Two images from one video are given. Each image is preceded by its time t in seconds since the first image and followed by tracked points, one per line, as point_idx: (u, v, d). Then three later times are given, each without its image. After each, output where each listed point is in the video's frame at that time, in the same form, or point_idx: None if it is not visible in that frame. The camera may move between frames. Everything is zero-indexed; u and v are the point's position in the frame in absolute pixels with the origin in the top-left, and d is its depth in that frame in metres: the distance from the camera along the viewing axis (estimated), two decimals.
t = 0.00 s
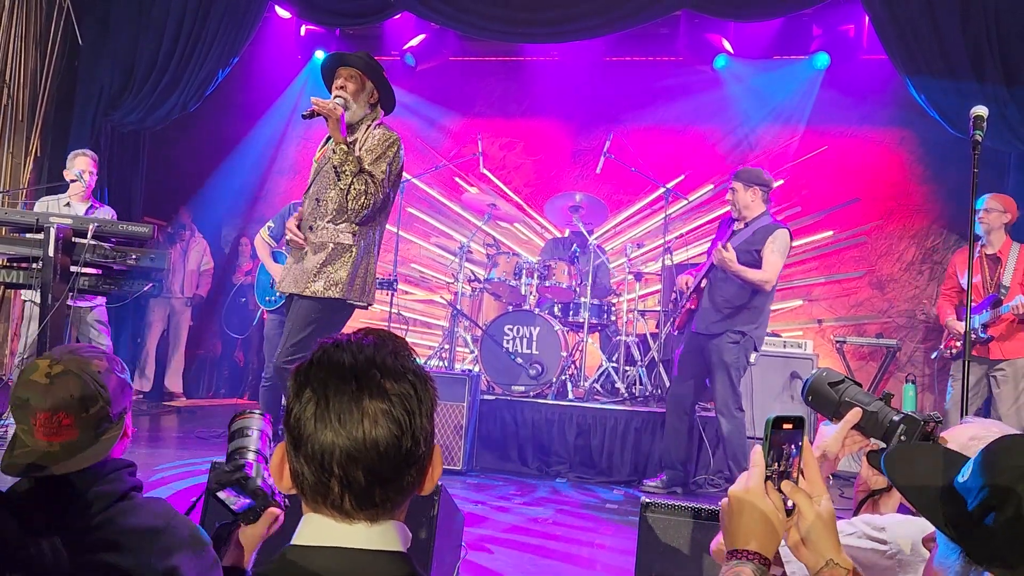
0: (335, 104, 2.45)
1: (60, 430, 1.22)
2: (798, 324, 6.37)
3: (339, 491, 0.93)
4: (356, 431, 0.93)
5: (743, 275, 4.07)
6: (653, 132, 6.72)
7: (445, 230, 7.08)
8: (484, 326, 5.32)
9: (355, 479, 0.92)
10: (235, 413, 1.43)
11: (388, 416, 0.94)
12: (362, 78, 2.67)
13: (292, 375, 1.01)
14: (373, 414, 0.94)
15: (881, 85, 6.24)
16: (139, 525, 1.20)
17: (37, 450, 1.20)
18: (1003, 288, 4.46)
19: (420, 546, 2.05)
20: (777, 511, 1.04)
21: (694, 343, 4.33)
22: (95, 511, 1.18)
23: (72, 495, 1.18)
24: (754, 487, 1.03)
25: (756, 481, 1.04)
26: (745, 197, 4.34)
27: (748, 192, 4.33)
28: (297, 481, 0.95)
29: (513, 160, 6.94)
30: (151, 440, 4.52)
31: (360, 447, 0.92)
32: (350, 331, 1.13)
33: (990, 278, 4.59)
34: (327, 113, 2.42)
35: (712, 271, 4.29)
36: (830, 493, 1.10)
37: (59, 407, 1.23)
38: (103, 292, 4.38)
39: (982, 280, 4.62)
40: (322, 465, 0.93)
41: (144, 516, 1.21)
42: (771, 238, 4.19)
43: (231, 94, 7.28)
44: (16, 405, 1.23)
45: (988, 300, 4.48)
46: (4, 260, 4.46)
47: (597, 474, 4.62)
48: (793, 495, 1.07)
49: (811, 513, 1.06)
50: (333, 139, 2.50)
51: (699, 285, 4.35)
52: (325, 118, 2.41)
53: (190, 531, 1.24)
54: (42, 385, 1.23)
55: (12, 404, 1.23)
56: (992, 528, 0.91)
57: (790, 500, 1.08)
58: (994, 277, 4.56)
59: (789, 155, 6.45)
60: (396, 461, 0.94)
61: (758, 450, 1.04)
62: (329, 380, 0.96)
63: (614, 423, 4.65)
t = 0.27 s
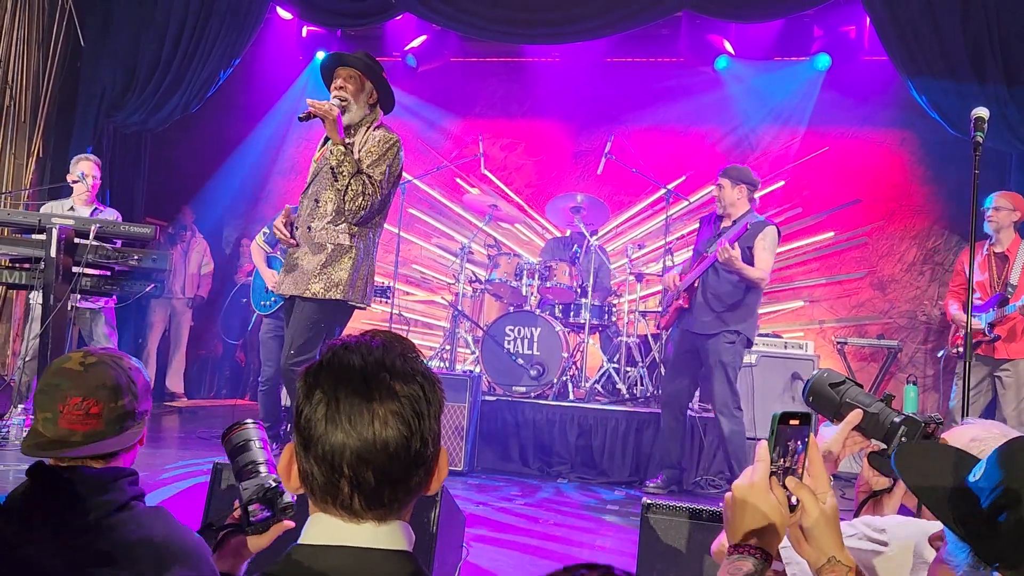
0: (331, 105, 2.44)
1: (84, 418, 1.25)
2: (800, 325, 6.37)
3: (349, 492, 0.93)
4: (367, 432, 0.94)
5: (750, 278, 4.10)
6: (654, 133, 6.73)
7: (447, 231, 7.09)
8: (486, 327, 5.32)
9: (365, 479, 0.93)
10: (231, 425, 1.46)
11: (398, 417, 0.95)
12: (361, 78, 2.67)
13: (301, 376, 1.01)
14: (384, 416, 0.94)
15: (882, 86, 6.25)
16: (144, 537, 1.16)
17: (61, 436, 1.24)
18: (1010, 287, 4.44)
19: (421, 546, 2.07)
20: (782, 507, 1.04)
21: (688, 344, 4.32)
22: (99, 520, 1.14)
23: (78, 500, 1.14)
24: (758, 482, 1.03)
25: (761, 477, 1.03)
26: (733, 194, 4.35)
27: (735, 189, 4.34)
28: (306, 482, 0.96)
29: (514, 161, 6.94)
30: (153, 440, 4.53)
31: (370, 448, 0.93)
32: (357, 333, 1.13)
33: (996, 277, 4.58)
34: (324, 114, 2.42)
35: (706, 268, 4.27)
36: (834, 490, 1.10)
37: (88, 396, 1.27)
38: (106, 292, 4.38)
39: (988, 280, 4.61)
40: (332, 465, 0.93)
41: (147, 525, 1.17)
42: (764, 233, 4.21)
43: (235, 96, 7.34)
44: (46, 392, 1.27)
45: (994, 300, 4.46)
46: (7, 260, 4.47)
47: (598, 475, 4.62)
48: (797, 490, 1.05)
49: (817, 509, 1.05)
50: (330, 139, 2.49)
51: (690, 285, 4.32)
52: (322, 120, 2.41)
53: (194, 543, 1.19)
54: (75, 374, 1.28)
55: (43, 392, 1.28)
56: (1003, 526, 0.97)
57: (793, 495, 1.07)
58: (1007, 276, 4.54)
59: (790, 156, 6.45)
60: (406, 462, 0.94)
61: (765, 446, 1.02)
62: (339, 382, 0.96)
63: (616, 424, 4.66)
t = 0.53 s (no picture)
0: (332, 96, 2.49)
1: (113, 430, 1.19)
2: (801, 326, 6.36)
3: (351, 492, 0.94)
4: (369, 433, 0.94)
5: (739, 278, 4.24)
6: (655, 134, 6.73)
7: (447, 232, 7.09)
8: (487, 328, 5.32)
9: (367, 480, 0.93)
10: (254, 420, 1.57)
11: (400, 417, 0.95)
12: (360, 75, 2.66)
13: (303, 378, 1.01)
14: (385, 416, 0.95)
15: (883, 87, 6.25)
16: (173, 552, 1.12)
17: (88, 449, 1.17)
18: (1008, 287, 4.45)
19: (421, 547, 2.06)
20: (768, 500, 1.04)
21: (675, 346, 4.37)
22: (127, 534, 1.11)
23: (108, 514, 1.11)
24: (745, 475, 1.04)
25: (747, 469, 1.04)
26: (713, 197, 4.53)
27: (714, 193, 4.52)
28: (308, 483, 0.96)
29: (515, 162, 6.95)
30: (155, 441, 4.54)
31: (373, 448, 0.93)
32: (356, 334, 1.14)
33: (994, 278, 4.59)
34: (325, 105, 2.48)
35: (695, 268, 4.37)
36: (824, 485, 1.11)
37: (116, 406, 1.21)
38: (108, 293, 4.40)
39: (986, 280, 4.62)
40: (334, 466, 0.94)
41: (173, 540, 1.13)
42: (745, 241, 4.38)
43: (235, 97, 7.35)
44: (67, 404, 1.20)
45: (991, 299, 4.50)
46: (9, 261, 4.48)
47: (598, 476, 4.62)
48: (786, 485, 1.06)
49: (807, 504, 1.06)
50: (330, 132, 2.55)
51: (676, 287, 4.41)
52: (323, 109, 2.46)
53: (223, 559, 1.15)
54: (101, 384, 1.21)
55: (62, 404, 1.20)
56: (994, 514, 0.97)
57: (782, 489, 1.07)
58: (1000, 275, 4.56)
59: (790, 157, 6.46)
60: (408, 462, 0.95)
61: (751, 439, 1.03)
62: (342, 383, 0.97)
63: (616, 425, 4.66)
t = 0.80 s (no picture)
0: (328, 102, 2.48)
1: (163, 445, 1.19)
2: (801, 327, 6.36)
3: (349, 494, 0.94)
4: (367, 435, 0.94)
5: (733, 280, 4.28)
6: (655, 135, 6.73)
7: (448, 233, 7.09)
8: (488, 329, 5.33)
9: (364, 482, 0.94)
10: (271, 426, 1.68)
11: (398, 420, 0.95)
12: (354, 78, 2.64)
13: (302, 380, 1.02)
14: (383, 419, 0.95)
15: (883, 89, 6.26)
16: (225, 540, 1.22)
17: (138, 462, 1.18)
18: (996, 292, 4.51)
19: (422, 548, 2.08)
20: (751, 508, 1.05)
21: (665, 348, 4.39)
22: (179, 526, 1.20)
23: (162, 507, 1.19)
24: (729, 483, 1.07)
25: (732, 478, 1.07)
26: (694, 204, 4.51)
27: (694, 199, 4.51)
28: (306, 485, 0.96)
29: (516, 163, 6.95)
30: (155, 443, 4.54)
31: (371, 451, 0.94)
32: (356, 336, 1.14)
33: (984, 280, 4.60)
34: (320, 110, 2.47)
35: (684, 274, 4.39)
36: (811, 492, 1.10)
37: (166, 421, 1.19)
38: (109, 294, 4.42)
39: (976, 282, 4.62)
40: (332, 469, 0.94)
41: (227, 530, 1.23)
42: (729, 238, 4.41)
43: (236, 99, 7.36)
44: (112, 417, 1.17)
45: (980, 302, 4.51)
46: (9, 263, 4.48)
47: (599, 477, 4.62)
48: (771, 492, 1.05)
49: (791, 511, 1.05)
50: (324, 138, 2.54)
51: (667, 292, 4.41)
52: (317, 115, 2.45)
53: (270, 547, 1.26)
54: (148, 400, 1.17)
55: (108, 415, 1.17)
56: (951, 525, 0.87)
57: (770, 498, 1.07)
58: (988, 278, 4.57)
59: (791, 158, 6.46)
60: (406, 464, 0.95)
61: (734, 447, 1.07)
62: (340, 387, 0.97)
63: (616, 426, 4.67)
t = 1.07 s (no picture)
0: (314, 104, 2.50)
1: (213, 438, 1.28)
2: (802, 329, 6.36)
3: (346, 496, 0.94)
4: (364, 437, 0.95)
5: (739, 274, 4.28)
6: (656, 137, 6.73)
7: (448, 234, 7.09)
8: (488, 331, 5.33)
9: (362, 484, 0.94)
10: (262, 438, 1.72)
11: (395, 422, 0.96)
12: (346, 81, 2.69)
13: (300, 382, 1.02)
14: (380, 421, 0.95)
15: (884, 91, 6.26)
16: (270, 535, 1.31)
17: (189, 456, 1.26)
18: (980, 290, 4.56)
19: (423, 550, 2.08)
20: (745, 509, 1.05)
21: (674, 346, 4.37)
22: (225, 523, 1.29)
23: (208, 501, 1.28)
24: (721, 484, 1.05)
25: (724, 480, 1.05)
26: (689, 200, 4.48)
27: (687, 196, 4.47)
28: (304, 487, 0.96)
29: (517, 165, 6.95)
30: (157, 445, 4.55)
31: (368, 453, 0.94)
32: (354, 339, 1.14)
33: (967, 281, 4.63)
34: (305, 112, 2.49)
35: (688, 270, 4.39)
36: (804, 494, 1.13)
37: (215, 416, 1.29)
38: (110, 296, 4.43)
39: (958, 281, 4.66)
40: (329, 470, 0.94)
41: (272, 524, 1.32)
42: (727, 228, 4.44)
43: (237, 100, 7.36)
44: (164, 414, 1.26)
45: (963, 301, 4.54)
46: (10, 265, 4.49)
47: (599, 479, 4.62)
48: (767, 494, 1.08)
49: (786, 517, 1.07)
50: (312, 139, 2.59)
51: (669, 289, 4.42)
52: (302, 117, 2.47)
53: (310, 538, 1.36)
54: (202, 397, 1.28)
55: (159, 414, 1.26)
56: (945, 528, 0.87)
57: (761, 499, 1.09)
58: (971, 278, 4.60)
59: (792, 159, 6.46)
60: (403, 466, 0.95)
61: (729, 448, 1.06)
62: (337, 388, 0.97)
63: (617, 428, 4.66)
